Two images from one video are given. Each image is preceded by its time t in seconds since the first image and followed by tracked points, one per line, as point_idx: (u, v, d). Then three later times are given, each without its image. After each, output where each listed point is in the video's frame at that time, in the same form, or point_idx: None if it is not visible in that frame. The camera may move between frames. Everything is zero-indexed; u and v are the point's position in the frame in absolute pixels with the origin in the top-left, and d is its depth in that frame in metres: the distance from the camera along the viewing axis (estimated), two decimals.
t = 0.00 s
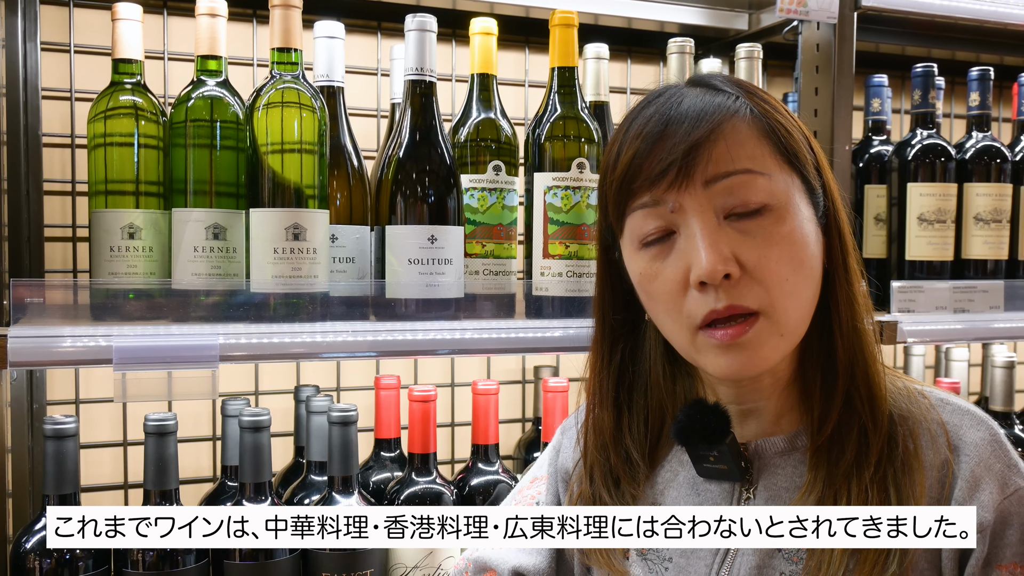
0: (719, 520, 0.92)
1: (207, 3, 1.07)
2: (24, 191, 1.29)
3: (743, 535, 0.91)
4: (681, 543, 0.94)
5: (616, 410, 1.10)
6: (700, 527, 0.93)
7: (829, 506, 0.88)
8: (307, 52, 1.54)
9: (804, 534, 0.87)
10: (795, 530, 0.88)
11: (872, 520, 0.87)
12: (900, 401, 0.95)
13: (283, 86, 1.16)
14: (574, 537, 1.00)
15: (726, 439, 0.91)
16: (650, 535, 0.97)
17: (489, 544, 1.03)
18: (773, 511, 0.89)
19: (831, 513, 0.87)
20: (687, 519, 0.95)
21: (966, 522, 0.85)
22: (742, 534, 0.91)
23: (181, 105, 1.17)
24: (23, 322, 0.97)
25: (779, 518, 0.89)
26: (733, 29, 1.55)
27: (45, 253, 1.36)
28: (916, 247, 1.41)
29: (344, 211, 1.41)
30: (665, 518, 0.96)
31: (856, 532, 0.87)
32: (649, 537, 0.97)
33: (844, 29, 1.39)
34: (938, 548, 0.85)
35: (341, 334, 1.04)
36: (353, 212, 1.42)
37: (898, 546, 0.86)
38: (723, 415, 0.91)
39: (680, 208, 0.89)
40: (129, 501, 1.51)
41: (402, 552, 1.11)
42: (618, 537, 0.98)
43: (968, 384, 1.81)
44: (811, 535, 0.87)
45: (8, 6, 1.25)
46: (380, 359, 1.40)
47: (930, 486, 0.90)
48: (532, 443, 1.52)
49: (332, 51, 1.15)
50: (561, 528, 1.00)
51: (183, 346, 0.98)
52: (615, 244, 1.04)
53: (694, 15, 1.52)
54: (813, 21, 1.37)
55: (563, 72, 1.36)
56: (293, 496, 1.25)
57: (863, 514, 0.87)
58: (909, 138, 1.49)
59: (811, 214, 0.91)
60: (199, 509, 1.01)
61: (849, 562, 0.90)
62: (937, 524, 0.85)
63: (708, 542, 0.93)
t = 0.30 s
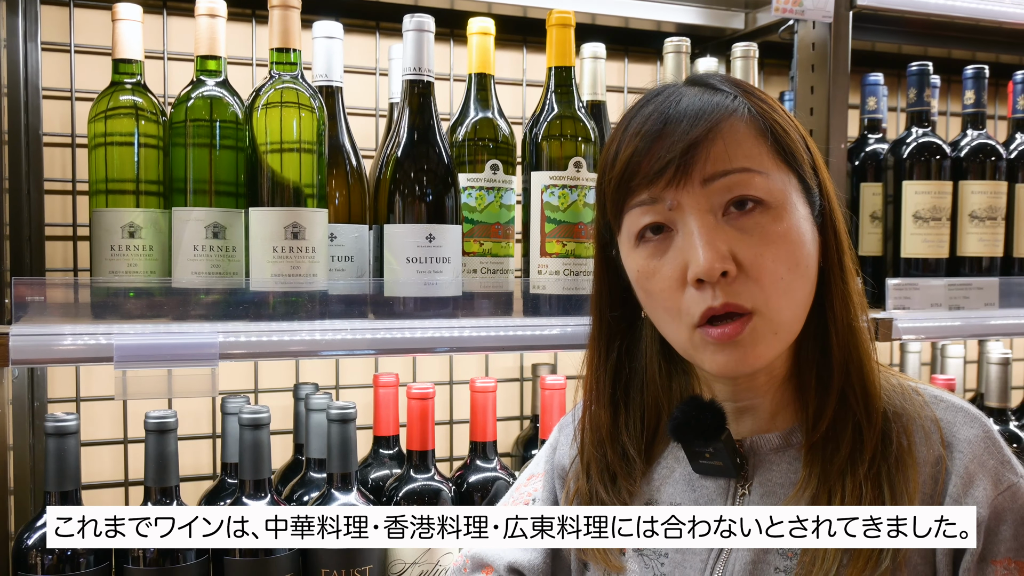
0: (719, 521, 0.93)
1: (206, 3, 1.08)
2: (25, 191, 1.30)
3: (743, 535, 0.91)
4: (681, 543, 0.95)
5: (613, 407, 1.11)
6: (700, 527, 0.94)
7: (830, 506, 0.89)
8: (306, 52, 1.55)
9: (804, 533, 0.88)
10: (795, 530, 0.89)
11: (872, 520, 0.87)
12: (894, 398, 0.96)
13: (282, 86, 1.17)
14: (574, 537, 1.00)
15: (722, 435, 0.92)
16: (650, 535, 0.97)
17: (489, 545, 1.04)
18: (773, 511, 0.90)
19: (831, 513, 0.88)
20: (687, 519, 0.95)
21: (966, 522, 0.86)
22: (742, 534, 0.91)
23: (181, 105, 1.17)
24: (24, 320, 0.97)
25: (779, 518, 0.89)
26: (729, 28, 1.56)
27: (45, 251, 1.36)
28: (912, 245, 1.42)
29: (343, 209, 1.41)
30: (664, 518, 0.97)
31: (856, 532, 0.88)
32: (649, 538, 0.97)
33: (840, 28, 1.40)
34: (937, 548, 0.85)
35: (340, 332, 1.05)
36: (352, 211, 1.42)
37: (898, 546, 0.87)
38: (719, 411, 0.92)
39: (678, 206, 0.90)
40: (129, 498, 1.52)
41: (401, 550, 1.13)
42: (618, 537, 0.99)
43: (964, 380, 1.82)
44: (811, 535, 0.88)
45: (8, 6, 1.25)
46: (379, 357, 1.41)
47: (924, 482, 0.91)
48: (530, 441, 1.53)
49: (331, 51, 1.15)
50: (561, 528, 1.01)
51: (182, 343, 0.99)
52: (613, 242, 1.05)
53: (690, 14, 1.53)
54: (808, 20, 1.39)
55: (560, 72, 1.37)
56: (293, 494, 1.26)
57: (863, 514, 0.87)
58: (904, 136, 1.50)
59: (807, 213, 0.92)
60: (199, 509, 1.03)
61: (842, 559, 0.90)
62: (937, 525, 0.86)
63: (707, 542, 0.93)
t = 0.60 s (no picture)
0: (719, 521, 0.93)
1: None
2: (28, 184, 1.31)
3: (743, 535, 0.92)
4: (681, 543, 0.96)
5: (610, 402, 1.12)
6: (700, 527, 0.95)
7: (831, 506, 0.91)
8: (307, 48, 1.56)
9: (804, 533, 0.89)
10: (795, 530, 0.90)
11: (873, 520, 0.88)
12: (888, 392, 0.97)
13: (284, 82, 1.19)
14: (574, 537, 1.00)
15: (716, 429, 0.93)
16: (650, 535, 0.98)
17: (488, 544, 1.03)
18: (773, 511, 0.91)
19: (831, 513, 0.89)
20: (687, 519, 0.95)
21: (966, 522, 0.87)
22: (742, 534, 0.92)
23: (184, 100, 1.19)
24: (28, 313, 0.98)
25: (779, 518, 0.90)
26: (728, 26, 1.57)
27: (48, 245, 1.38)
28: (907, 242, 1.44)
29: (344, 205, 1.43)
30: (664, 518, 0.97)
31: (856, 532, 0.89)
32: (649, 537, 0.98)
33: (837, 26, 1.41)
34: (937, 548, 0.86)
35: (340, 326, 1.06)
36: (353, 206, 1.43)
37: (898, 546, 0.88)
38: (715, 405, 0.93)
39: (678, 200, 0.91)
40: (131, 490, 1.54)
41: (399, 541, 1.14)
42: (618, 537, 0.98)
43: (959, 376, 1.83)
44: (811, 535, 0.89)
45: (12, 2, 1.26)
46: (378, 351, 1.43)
47: (916, 475, 0.93)
48: (528, 435, 1.54)
49: (332, 47, 1.16)
50: (562, 528, 1.00)
51: (185, 336, 1.00)
52: (611, 237, 1.06)
53: (689, 12, 1.54)
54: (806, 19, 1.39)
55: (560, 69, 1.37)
56: (293, 486, 1.28)
57: (863, 514, 0.88)
58: (901, 134, 1.51)
59: (805, 209, 0.93)
60: (200, 509, 1.03)
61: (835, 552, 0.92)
62: (937, 524, 0.87)
63: (708, 542, 0.94)
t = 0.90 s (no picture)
0: (719, 521, 0.93)
1: None
2: (31, 182, 1.32)
3: (743, 535, 0.93)
4: (681, 543, 0.95)
5: (603, 400, 1.13)
6: (700, 527, 0.95)
7: (830, 506, 0.91)
8: (307, 47, 1.57)
9: (804, 533, 0.91)
10: (795, 530, 0.91)
11: (873, 521, 0.88)
12: (879, 389, 0.98)
13: (286, 81, 1.20)
14: (574, 537, 1.01)
15: (710, 426, 0.94)
16: (650, 535, 0.99)
17: (488, 544, 1.04)
18: (773, 511, 0.92)
19: (832, 513, 0.90)
20: (687, 519, 0.96)
21: (966, 523, 0.89)
22: (742, 534, 0.93)
23: (186, 99, 1.21)
24: (31, 309, 0.99)
25: (779, 518, 0.92)
26: (724, 26, 1.58)
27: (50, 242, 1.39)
28: (902, 239, 1.45)
29: (344, 203, 1.44)
30: (665, 518, 0.98)
31: (856, 532, 0.90)
32: (649, 537, 0.99)
33: (832, 26, 1.42)
34: (938, 548, 0.88)
35: (342, 323, 1.07)
36: (353, 204, 1.45)
37: (897, 545, 0.89)
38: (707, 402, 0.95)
39: (674, 191, 0.92)
40: (132, 486, 1.55)
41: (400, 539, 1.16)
42: (618, 537, 1.00)
43: (954, 373, 1.85)
44: (811, 535, 0.90)
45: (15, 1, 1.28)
46: (378, 348, 1.44)
47: (906, 468, 0.94)
48: (527, 431, 1.55)
49: (332, 47, 1.18)
50: (561, 528, 1.02)
51: (186, 333, 1.02)
52: (605, 234, 1.07)
53: (686, 12, 1.56)
54: (802, 18, 1.41)
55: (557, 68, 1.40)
56: (294, 482, 1.29)
57: (863, 515, 0.89)
58: (896, 132, 1.52)
59: (798, 204, 0.94)
60: (200, 509, 1.05)
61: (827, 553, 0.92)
62: (937, 524, 0.88)
63: (708, 542, 0.94)
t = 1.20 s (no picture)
0: (719, 521, 0.94)
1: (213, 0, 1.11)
2: (34, 181, 1.33)
3: (743, 535, 0.94)
4: (681, 543, 0.97)
5: (604, 402, 1.14)
6: (700, 527, 0.96)
7: (830, 506, 0.92)
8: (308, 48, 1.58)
9: (804, 533, 0.91)
10: (795, 530, 0.92)
11: (873, 521, 0.89)
12: (878, 388, 0.99)
13: (287, 81, 1.21)
14: (574, 537, 1.03)
15: (710, 424, 0.95)
16: (650, 535, 0.99)
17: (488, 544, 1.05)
18: (773, 511, 0.92)
19: (832, 513, 0.90)
20: (687, 519, 0.97)
21: (966, 523, 0.89)
22: (742, 534, 0.93)
23: (189, 99, 1.22)
24: (33, 308, 1.00)
25: (779, 518, 0.92)
26: (722, 26, 1.59)
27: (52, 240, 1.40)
28: (899, 239, 1.46)
29: (345, 202, 1.45)
30: (665, 518, 0.99)
31: (856, 532, 0.90)
32: (649, 537, 0.99)
33: (830, 27, 1.43)
34: (938, 548, 0.89)
35: (341, 321, 1.08)
36: (353, 203, 1.45)
37: (897, 545, 0.90)
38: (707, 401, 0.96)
39: (683, 183, 0.93)
40: (133, 484, 1.56)
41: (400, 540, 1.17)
42: (618, 537, 1.00)
43: (952, 371, 1.85)
44: (811, 535, 0.90)
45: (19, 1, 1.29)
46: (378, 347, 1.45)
47: (905, 469, 0.94)
48: (527, 429, 1.56)
49: (334, 47, 1.18)
50: (561, 528, 1.03)
51: (187, 330, 1.02)
52: (606, 233, 1.08)
53: (685, 13, 1.56)
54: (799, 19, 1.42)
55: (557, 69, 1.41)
56: (294, 479, 1.30)
57: (863, 515, 0.89)
58: (893, 132, 1.54)
59: (801, 201, 0.96)
60: (199, 509, 1.05)
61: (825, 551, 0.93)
62: (937, 524, 0.89)
63: (707, 542, 0.95)
